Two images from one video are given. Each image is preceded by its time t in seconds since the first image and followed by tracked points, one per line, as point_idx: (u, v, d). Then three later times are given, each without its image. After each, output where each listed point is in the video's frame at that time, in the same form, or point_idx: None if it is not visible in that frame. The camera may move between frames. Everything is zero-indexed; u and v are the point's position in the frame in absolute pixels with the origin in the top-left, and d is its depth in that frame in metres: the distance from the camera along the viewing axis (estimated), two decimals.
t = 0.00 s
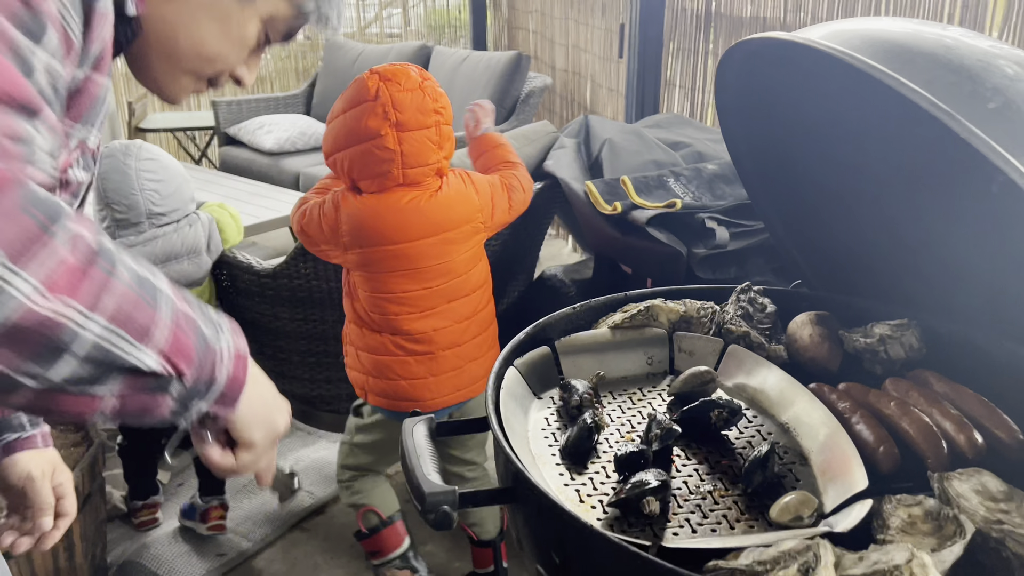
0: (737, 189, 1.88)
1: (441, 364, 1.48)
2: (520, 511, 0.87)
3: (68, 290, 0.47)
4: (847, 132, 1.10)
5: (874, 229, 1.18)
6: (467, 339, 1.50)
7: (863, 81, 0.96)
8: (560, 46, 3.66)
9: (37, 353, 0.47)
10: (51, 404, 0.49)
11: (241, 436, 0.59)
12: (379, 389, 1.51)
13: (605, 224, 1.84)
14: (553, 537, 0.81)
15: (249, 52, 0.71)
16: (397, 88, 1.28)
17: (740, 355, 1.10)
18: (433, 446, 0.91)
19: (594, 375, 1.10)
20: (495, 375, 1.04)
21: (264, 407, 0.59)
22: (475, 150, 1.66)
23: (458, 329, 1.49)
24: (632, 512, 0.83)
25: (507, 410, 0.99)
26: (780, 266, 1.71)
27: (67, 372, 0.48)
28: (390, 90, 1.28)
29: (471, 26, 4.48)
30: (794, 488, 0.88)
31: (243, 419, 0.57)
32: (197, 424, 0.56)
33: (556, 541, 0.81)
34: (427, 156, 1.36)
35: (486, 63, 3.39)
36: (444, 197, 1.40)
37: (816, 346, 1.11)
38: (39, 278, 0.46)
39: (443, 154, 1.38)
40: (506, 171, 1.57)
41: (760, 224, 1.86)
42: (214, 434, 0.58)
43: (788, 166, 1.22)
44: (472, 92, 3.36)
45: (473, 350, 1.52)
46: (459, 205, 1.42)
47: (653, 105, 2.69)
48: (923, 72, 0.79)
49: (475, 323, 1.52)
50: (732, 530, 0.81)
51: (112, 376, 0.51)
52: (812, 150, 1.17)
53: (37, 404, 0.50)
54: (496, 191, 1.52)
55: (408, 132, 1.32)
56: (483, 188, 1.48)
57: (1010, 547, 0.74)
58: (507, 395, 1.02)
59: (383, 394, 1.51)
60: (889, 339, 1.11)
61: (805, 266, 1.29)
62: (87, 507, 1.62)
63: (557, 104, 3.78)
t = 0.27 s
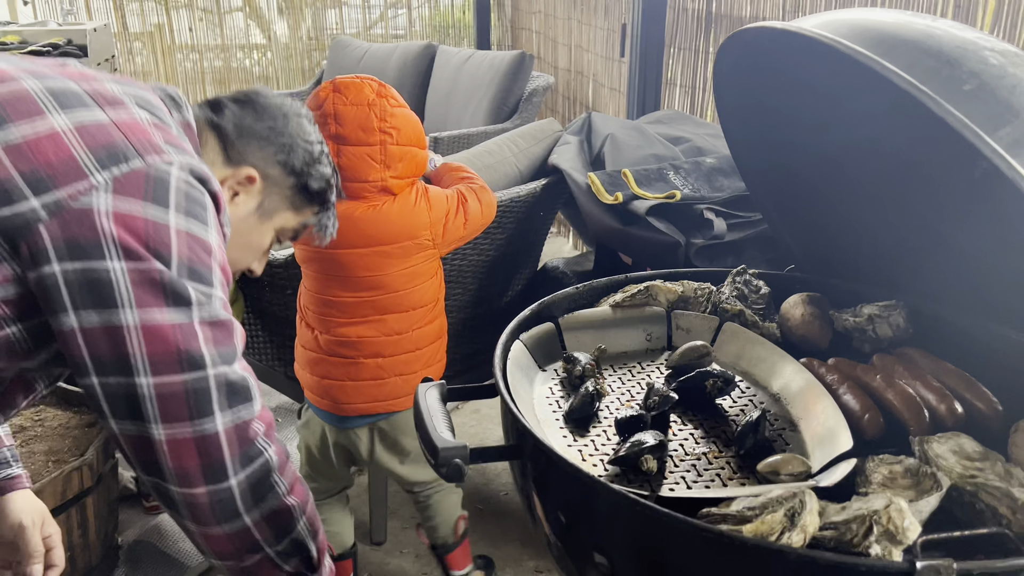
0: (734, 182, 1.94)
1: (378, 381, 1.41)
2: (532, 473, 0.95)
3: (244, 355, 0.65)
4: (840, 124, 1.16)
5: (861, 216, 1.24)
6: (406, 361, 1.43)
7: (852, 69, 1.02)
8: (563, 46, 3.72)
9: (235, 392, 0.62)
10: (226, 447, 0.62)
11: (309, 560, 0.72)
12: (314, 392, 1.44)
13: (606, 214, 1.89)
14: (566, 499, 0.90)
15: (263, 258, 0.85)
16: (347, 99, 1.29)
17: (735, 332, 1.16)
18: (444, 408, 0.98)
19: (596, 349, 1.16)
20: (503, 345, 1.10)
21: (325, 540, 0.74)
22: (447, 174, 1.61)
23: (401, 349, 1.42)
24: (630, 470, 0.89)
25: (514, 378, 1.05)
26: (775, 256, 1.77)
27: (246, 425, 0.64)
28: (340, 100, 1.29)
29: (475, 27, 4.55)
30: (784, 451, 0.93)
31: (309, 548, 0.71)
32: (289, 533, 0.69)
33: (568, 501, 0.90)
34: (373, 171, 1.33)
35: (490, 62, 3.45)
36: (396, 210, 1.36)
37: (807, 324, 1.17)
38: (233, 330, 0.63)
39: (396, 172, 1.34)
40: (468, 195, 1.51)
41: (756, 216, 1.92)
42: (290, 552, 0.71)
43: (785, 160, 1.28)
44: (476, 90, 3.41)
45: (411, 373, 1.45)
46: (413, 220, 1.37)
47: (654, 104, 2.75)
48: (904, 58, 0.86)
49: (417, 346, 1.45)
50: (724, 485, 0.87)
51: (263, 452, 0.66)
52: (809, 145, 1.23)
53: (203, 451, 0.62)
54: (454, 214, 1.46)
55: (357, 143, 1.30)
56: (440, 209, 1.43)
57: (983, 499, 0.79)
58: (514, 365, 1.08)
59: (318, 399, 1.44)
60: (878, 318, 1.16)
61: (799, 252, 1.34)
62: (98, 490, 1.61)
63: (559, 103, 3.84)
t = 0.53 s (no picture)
0: (741, 178, 1.96)
1: (382, 359, 1.44)
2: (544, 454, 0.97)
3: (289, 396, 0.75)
4: (847, 121, 1.18)
5: (865, 211, 1.26)
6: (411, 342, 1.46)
7: (861, 64, 1.04)
8: (571, 44, 3.74)
9: (294, 425, 0.72)
10: (297, 472, 0.72)
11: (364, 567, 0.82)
12: (323, 374, 1.48)
13: (613, 207, 1.90)
14: (577, 480, 0.93)
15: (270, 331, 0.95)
16: (361, 76, 1.36)
17: (741, 321, 1.18)
18: (456, 388, 1.01)
19: (605, 335, 1.18)
20: (514, 330, 1.13)
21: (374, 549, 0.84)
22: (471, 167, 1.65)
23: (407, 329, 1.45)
24: (638, 449, 0.91)
25: (524, 362, 1.08)
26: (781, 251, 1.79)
27: (309, 451, 0.73)
28: (354, 76, 1.36)
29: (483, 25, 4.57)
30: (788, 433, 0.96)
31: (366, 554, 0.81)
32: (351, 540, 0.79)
33: (579, 482, 0.92)
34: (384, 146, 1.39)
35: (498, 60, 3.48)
36: (406, 190, 1.41)
37: (812, 314, 1.19)
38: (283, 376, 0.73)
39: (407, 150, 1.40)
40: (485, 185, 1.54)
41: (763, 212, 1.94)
42: (351, 558, 0.80)
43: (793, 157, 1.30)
44: (484, 88, 3.44)
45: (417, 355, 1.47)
46: (422, 201, 1.42)
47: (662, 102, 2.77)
48: (910, 50, 0.88)
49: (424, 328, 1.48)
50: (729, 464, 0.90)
51: (323, 474, 0.75)
52: (817, 142, 1.25)
53: (275, 479, 0.71)
54: (466, 199, 1.49)
55: (370, 118, 1.37)
56: (451, 193, 1.47)
57: (982, 479, 0.81)
58: (525, 349, 1.11)
59: (327, 380, 1.47)
60: (881, 309, 1.18)
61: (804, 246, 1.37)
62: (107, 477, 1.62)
63: (567, 102, 3.86)
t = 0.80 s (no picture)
0: (752, 176, 1.97)
1: (374, 346, 1.48)
2: (558, 443, 0.99)
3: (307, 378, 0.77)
4: (860, 119, 1.19)
5: (875, 207, 1.27)
6: (403, 329, 1.49)
7: (875, 60, 1.05)
8: (582, 42, 3.75)
9: (316, 409, 0.74)
10: (317, 456, 0.74)
11: (380, 560, 0.83)
12: (324, 361, 1.52)
13: (624, 204, 1.92)
14: (591, 471, 0.94)
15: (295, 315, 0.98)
16: (339, 72, 1.41)
17: (753, 316, 1.19)
18: (471, 377, 1.03)
19: (618, 328, 1.20)
20: (527, 323, 1.14)
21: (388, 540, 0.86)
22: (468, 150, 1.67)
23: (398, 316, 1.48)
24: (650, 439, 0.93)
25: (538, 354, 1.09)
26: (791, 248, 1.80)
27: (330, 435, 0.75)
28: (333, 72, 1.42)
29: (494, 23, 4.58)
30: (798, 426, 0.97)
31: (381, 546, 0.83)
32: (368, 531, 0.81)
33: (593, 472, 0.94)
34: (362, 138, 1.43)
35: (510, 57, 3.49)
36: (385, 181, 1.45)
37: (823, 310, 1.20)
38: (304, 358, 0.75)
39: (385, 142, 1.44)
40: (470, 168, 1.56)
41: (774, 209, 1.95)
42: (367, 551, 0.82)
43: (805, 154, 1.32)
44: (495, 85, 3.45)
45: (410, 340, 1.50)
46: (401, 191, 1.45)
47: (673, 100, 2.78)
48: (925, 47, 0.89)
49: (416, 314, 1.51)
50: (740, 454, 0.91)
51: (344, 462, 0.78)
52: (831, 141, 1.26)
53: (294, 460, 0.73)
54: (451, 185, 1.52)
55: (345, 112, 1.42)
56: (434, 181, 1.49)
57: (991, 472, 0.82)
58: (538, 341, 1.13)
59: (327, 366, 1.52)
60: (891, 306, 1.19)
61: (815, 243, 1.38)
62: (121, 465, 1.64)
63: (577, 99, 3.87)
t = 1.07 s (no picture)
0: (761, 170, 1.98)
1: (342, 336, 1.68)
2: (566, 429, 1.01)
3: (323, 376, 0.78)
4: (869, 110, 1.20)
5: (881, 197, 1.28)
6: (370, 325, 1.69)
7: (884, 52, 1.06)
8: (593, 37, 3.76)
9: (326, 407, 0.75)
10: (320, 454, 0.74)
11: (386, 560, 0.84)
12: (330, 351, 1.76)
13: (634, 199, 1.93)
14: (598, 456, 0.96)
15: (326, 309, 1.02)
16: (299, 72, 1.61)
17: (758, 307, 1.21)
18: (481, 363, 1.06)
19: (625, 317, 1.22)
20: (536, 311, 1.16)
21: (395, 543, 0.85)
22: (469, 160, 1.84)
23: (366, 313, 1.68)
24: (656, 424, 0.95)
25: (546, 341, 1.11)
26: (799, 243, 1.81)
27: (338, 435, 0.75)
28: (294, 73, 1.62)
29: (505, 17, 4.59)
30: (802, 413, 0.99)
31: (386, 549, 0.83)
32: (370, 534, 0.81)
33: (599, 457, 0.96)
34: (329, 131, 1.63)
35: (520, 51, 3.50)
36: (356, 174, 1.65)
37: (828, 302, 1.21)
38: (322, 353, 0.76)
39: (348, 133, 1.63)
40: (447, 176, 1.73)
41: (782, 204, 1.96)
42: (370, 552, 0.82)
43: (812, 150, 1.33)
44: (505, 79, 3.46)
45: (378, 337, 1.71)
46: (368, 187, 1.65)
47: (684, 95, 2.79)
48: (931, 41, 0.91)
49: (384, 313, 1.71)
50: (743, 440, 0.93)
51: (347, 461, 0.78)
52: (838, 136, 1.28)
53: (298, 456, 0.73)
54: (419, 187, 1.71)
55: (309, 105, 1.61)
56: (405, 178, 1.70)
57: (990, 459, 0.84)
58: (547, 329, 1.15)
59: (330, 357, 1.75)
60: (896, 299, 1.20)
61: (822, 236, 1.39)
62: (133, 451, 1.67)
63: (587, 94, 3.88)
